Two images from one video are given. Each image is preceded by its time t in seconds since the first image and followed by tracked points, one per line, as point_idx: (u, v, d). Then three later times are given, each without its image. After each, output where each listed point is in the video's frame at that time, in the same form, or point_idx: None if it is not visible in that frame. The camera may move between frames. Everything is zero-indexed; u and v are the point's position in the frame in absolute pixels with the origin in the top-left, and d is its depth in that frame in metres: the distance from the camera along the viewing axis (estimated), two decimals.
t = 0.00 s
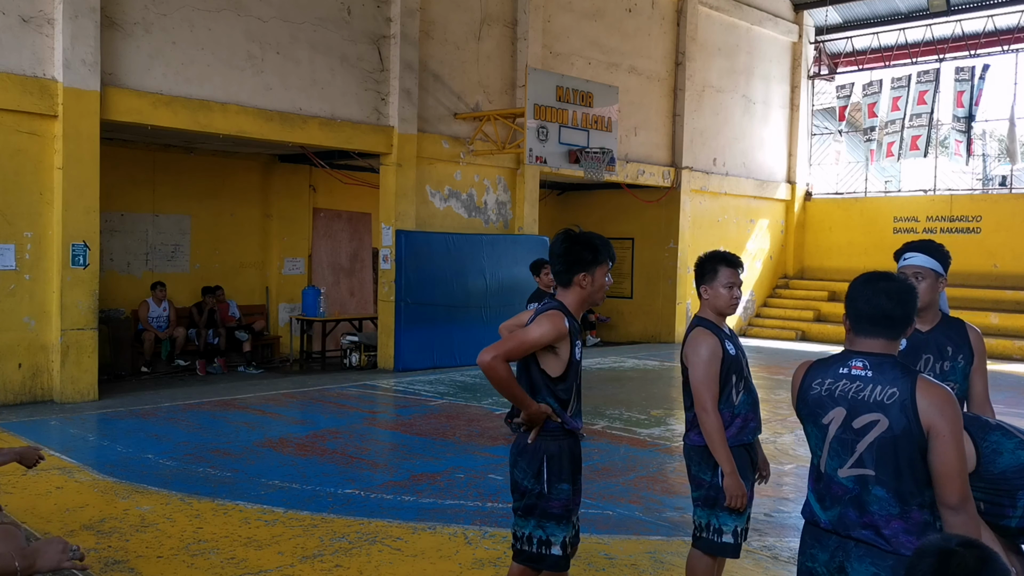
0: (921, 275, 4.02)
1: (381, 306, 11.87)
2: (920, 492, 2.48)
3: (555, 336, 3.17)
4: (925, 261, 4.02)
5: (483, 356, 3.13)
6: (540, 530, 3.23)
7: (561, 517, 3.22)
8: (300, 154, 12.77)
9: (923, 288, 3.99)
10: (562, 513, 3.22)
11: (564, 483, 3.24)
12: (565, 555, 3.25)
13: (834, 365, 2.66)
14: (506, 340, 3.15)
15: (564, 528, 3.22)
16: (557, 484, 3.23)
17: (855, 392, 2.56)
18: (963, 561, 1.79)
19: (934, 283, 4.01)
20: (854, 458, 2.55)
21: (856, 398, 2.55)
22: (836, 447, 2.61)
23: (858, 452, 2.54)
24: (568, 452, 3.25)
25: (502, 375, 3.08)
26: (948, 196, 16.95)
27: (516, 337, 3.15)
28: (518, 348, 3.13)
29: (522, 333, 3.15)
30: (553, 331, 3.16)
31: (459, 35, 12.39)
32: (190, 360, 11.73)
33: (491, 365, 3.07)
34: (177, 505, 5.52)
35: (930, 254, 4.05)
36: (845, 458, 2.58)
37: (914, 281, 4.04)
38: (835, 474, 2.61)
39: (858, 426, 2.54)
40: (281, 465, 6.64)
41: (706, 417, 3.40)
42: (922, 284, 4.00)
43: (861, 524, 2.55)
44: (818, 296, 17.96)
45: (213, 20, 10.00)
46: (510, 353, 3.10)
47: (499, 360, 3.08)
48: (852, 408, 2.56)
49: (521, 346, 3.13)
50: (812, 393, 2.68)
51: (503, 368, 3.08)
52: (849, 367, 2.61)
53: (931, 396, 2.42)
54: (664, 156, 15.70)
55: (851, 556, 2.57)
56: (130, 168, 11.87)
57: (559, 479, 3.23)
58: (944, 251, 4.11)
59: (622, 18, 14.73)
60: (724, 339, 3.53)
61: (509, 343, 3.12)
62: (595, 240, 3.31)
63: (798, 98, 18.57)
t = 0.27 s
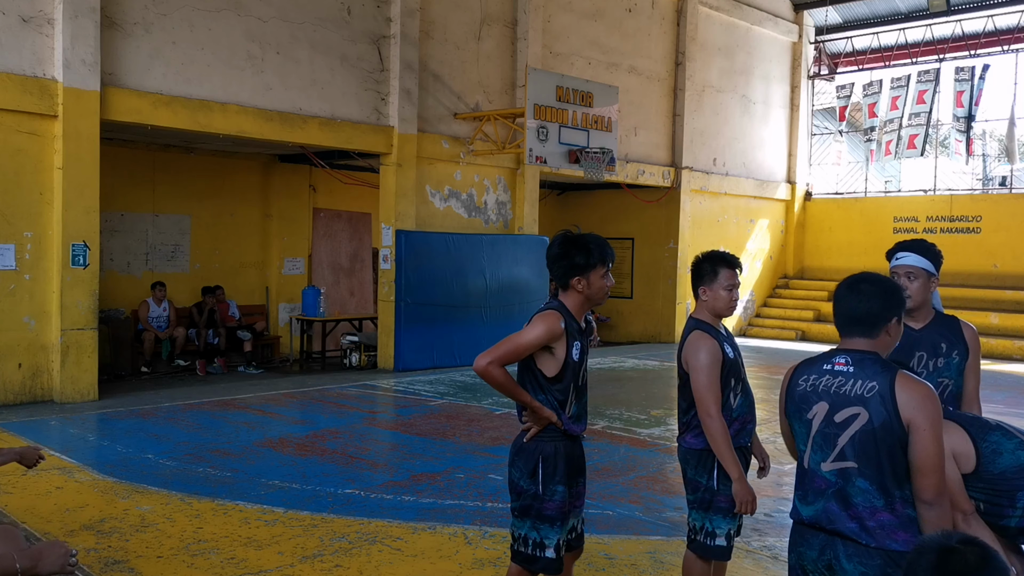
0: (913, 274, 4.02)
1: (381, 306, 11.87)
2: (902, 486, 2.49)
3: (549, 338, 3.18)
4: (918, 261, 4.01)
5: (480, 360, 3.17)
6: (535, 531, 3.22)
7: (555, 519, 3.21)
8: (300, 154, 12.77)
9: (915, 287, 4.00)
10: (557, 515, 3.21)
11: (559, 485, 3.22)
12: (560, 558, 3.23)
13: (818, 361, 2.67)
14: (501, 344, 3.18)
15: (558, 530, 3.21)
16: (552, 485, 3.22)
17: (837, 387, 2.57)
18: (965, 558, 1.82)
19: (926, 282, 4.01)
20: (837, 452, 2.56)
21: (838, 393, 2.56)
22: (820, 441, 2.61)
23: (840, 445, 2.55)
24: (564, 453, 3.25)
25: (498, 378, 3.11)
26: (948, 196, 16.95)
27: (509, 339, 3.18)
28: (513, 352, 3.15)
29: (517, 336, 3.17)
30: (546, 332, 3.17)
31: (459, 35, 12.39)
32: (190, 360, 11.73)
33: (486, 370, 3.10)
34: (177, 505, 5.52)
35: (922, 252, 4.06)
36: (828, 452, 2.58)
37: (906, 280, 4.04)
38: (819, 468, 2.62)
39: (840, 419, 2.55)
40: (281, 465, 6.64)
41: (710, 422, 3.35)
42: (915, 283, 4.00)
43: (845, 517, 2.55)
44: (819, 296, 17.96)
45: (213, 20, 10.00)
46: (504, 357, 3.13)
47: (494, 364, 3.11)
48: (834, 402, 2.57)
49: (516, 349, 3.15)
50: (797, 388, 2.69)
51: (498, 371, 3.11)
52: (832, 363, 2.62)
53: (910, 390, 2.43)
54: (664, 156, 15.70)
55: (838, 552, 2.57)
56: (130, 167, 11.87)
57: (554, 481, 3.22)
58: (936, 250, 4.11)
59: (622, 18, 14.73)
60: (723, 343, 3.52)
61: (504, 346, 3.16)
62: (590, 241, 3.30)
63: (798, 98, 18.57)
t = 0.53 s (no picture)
0: (916, 274, 4.02)
1: (381, 306, 11.87)
2: (903, 483, 2.50)
3: (552, 337, 3.18)
4: (921, 260, 4.00)
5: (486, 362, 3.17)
6: (536, 532, 3.22)
7: (557, 520, 3.20)
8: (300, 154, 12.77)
9: (917, 287, 4.00)
10: (559, 516, 3.21)
11: (561, 486, 3.22)
12: (562, 559, 3.23)
13: (813, 365, 2.67)
14: (505, 345, 3.18)
15: (560, 530, 3.20)
16: (554, 486, 3.22)
17: (834, 388, 2.57)
18: (959, 553, 1.83)
19: (929, 282, 4.01)
20: (838, 453, 2.55)
21: (836, 394, 2.56)
22: (818, 443, 2.61)
23: (841, 445, 2.54)
24: (566, 454, 3.25)
25: (504, 380, 3.12)
26: (948, 196, 16.95)
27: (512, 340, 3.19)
28: (518, 352, 3.16)
29: (520, 337, 3.18)
30: (549, 332, 3.17)
31: (458, 35, 12.39)
32: (190, 360, 11.73)
33: (492, 371, 3.11)
34: (177, 505, 5.52)
35: (926, 252, 4.04)
36: (828, 454, 2.57)
37: (909, 280, 4.04)
38: (819, 470, 2.61)
39: (839, 420, 2.55)
40: (281, 465, 6.64)
41: (702, 428, 3.35)
42: (918, 284, 4.00)
43: (849, 518, 2.55)
44: (819, 296, 17.96)
45: (213, 21, 10.00)
46: (509, 358, 3.13)
47: (499, 366, 3.12)
48: (833, 404, 2.56)
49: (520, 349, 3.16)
50: (793, 392, 2.68)
51: (503, 373, 3.12)
52: (827, 365, 2.62)
53: (908, 386, 2.45)
54: (664, 156, 15.70)
55: (840, 553, 2.57)
56: (130, 167, 11.87)
57: (556, 482, 3.21)
58: (940, 250, 4.09)
59: (622, 18, 14.73)
60: (718, 348, 3.52)
61: (508, 347, 3.16)
62: (588, 241, 3.31)
63: (798, 98, 18.57)
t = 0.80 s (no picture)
0: (931, 273, 4.01)
1: (381, 306, 11.87)
2: (908, 479, 2.51)
3: (556, 338, 3.17)
4: (935, 260, 3.99)
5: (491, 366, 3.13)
6: (541, 533, 3.22)
7: (562, 521, 3.21)
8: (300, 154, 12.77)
9: (932, 287, 3.99)
10: (564, 517, 3.21)
11: (566, 487, 3.23)
12: (566, 560, 3.23)
13: (815, 362, 2.67)
14: (511, 348, 3.15)
15: (565, 531, 3.21)
16: (560, 487, 3.23)
17: (837, 385, 2.57)
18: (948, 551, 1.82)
19: (945, 281, 3.99)
20: (843, 450, 2.55)
21: (840, 390, 2.56)
22: (822, 440, 2.60)
23: (845, 442, 2.54)
24: (571, 455, 3.26)
25: (512, 383, 3.08)
26: (948, 196, 16.95)
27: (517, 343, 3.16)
28: (524, 354, 3.14)
29: (526, 339, 3.15)
30: (554, 333, 3.16)
31: (459, 35, 12.39)
32: (190, 360, 11.73)
33: (499, 374, 3.07)
34: (177, 505, 5.52)
35: (940, 252, 4.02)
36: (833, 451, 2.57)
37: (923, 280, 4.02)
38: (823, 468, 2.60)
39: (843, 416, 2.55)
40: (281, 465, 6.64)
41: (691, 429, 3.38)
42: (933, 283, 3.99)
43: (853, 516, 2.54)
44: (819, 296, 17.96)
45: (213, 20, 10.00)
46: (516, 361, 3.10)
47: (507, 369, 3.08)
48: (836, 400, 2.56)
49: (526, 351, 3.14)
50: (796, 390, 2.68)
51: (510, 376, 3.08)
52: (829, 362, 2.63)
53: (913, 380, 2.48)
54: (664, 156, 15.70)
55: (842, 553, 2.56)
56: (130, 168, 11.88)
57: (562, 483, 3.22)
58: (954, 248, 4.08)
59: (623, 18, 14.73)
60: (712, 348, 3.51)
61: (513, 349, 3.13)
62: (590, 240, 3.31)
63: (798, 98, 18.57)
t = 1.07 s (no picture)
0: (957, 273, 4.01)
1: (381, 306, 11.87)
2: (907, 480, 2.49)
3: (557, 339, 3.16)
4: (962, 259, 4.00)
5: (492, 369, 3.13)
6: (545, 534, 3.23)
7: (567, 523, 3.22)
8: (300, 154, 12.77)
9: (959, 286, 3.99)
10: (568, 518, 3.22)
11: (571, 488, 3.23)
12: (572, 562, 3.23)
13: (820, 359, 2.68)
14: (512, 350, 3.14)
15: (570, 533, 3.22)
16: (564, 489, 3.22)
17: (836, 383, 2.57)
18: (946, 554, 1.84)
19: (971, 281, 4.00)
20: (838, 449, 2.55)
21: (838, 389, 2.56)
22: (821, 438, 2.61)
23: (842, 441, 2.54)
24: (575, 457, 3.25)
25: (514, 385, 3.07)
26: (948, 196, 16.95)
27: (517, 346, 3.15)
28: (525, 355, 3.13)
29: (526, 341, 3.15)
30: (555, 333, 3.16)
31: (459, 35, 12.39)
32: (190, 360, 11.73)
33: (501, 377, 3.06)
34: (177, 505, 5.52)
35: (966, 251, 4.03)
36: (830, 449, 2.57)
37: (950, 279, 4.02)
38: (822, 465, 2.61)
39: (841, 414, 2.55)
40: (281, 465, 6.64)
41: (681, 424, 3.40)
42: (960, 282, 3.99)
43: (851, 515, 2.54)
44: (818, 296, 17.96)
45: (213, 20, 10.00)
46: (517, 362, 3.10)
47: (508, 371, 3.07)
48: (835, 398, 2.57)
49: (527, 353, 3.13)
50: (800, 386, 2.69)
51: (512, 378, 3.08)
52: (832, 360, 2.63)
53: (909, 380, 2.45)
54: (664, 156, 15.70)
55: (847, 553, 2.56)
56: (130, 168, 11.88)
57: (566, 485, 3.22)
58: (979, 247, 4.09)
59: (623, 18, 14.73)
60: (701, 344, 3.54)
61: (514, 352, 3.13)
62: (592, 239, 3.30)
63: (798, 98, 18.57)
